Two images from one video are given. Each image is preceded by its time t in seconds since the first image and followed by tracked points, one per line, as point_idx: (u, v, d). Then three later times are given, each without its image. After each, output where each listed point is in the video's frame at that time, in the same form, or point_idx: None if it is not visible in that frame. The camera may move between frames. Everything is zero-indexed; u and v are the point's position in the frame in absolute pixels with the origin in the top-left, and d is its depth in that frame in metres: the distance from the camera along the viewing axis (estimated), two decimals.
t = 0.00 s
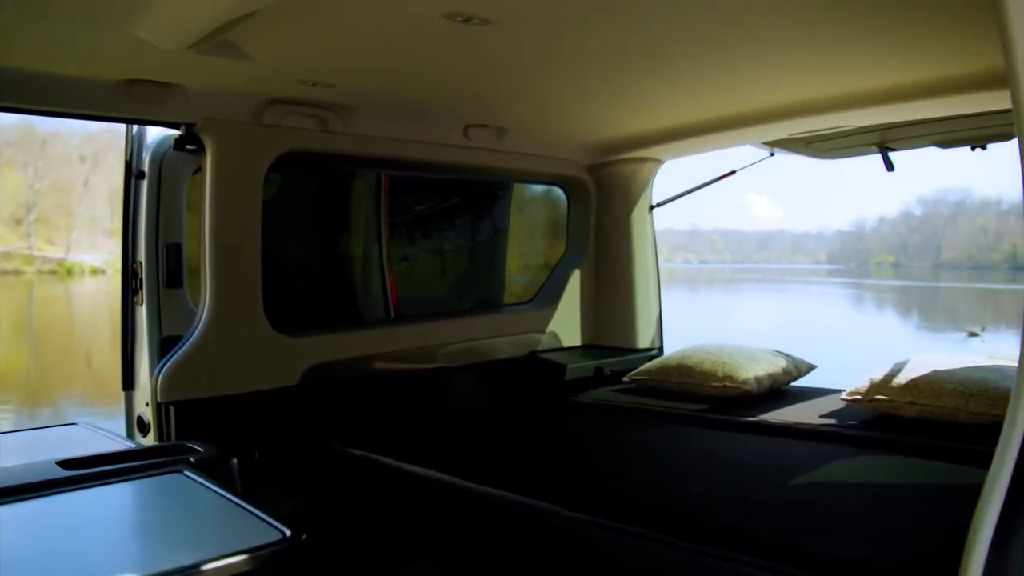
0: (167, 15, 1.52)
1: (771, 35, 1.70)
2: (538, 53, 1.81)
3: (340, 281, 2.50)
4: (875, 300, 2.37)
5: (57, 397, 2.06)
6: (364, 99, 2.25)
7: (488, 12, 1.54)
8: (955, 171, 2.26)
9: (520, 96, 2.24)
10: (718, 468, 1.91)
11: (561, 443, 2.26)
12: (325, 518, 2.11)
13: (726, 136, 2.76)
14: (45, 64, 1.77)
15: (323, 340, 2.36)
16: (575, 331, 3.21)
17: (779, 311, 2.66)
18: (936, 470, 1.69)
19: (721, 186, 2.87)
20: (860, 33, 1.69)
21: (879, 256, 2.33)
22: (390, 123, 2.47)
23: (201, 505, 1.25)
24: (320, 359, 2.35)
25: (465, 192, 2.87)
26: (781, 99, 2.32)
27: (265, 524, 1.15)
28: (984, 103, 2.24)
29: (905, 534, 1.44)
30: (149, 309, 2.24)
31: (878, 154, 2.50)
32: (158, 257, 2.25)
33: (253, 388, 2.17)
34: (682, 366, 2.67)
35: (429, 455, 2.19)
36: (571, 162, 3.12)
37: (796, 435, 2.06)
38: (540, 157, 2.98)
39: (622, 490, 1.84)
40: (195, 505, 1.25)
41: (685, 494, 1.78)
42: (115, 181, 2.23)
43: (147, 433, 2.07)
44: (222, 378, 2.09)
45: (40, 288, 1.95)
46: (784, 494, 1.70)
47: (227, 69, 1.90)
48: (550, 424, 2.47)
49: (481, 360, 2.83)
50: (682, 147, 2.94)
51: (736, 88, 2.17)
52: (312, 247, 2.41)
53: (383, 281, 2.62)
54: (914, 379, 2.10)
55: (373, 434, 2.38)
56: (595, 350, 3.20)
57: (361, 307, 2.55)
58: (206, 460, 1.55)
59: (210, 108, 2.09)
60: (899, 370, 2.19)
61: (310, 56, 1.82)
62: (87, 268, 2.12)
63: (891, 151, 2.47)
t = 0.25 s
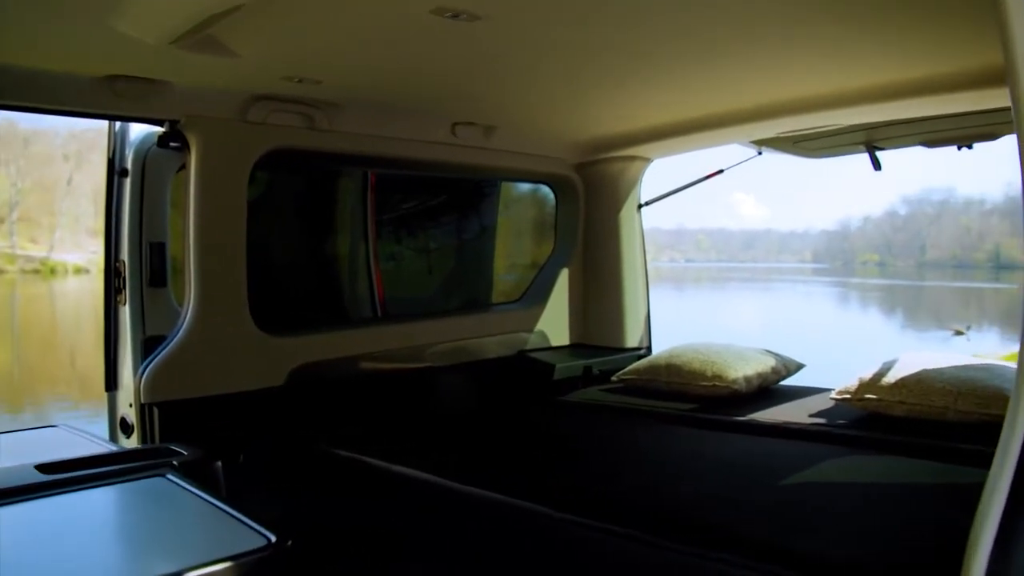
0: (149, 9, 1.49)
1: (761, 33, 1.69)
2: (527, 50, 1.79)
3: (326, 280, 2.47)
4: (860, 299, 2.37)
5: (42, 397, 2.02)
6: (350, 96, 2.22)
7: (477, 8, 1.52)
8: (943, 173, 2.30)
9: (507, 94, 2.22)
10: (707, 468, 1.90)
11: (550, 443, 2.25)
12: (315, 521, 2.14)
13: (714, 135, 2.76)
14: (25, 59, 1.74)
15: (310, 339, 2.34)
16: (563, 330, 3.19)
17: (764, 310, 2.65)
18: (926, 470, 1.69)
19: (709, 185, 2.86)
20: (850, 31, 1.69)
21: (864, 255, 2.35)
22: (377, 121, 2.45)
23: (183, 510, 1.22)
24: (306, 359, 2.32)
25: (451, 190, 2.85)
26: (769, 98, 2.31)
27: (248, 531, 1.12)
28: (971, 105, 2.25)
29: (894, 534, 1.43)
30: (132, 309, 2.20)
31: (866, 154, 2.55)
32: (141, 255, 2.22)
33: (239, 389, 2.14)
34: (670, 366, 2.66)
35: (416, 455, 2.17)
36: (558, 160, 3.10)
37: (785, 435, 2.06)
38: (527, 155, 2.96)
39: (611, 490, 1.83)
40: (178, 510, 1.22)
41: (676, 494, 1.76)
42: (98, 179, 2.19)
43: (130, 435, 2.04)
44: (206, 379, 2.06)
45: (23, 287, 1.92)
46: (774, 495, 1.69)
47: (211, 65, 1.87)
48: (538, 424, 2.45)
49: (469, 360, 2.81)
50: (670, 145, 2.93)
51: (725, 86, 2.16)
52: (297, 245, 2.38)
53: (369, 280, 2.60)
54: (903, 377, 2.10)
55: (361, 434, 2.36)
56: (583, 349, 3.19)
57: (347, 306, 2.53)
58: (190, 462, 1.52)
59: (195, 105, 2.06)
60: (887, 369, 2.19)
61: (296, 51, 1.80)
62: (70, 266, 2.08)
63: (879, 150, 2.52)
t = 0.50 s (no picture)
0: (132, 3, 1.46)
1: (753, 31, 1.68)
2: (517, 47, 1.78)
3: (312, 280, 2.45)
4: (846, 298, 2.37)
5: (23, 397, 2.01)
6: (337, 93, 2.20)
7: (466, 3, 1.50)
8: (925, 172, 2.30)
9: (496, 91, 2.20)
10: (696, 469, 1.90)
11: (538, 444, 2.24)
12: (294, 523, 2.06)
13: (701, 134, 2.75)
14: (5, 54, 1.70)
15: (297, 339, 2.31)
16: (552, 329, 3.19)
17: (750, 309, 2.65)
18: (920, 470, 1.68)
19: (697, 184, 2.85)
20: (841, 29, 1.68)
21: (849, 254, 2.35)
22: (364, 119, 2.42)
23: (167, 516, 1.20)
24: (292, 359, 2.29)
25: (439, 188, 2.83)
26: (758, 96, 2.31)
27: (232, 537, 1.09)
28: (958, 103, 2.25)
29: (887, 536, 1.43)
30: (115, 310, 2.17)
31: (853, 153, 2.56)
32: (124, 254, 2.18)
33: (225, 389, 2.11)
34: (659, 366, 2.65)
35: (404, 456, 2.15)
36: (546, 159, 3.09)
37: (774, 434, 2.06)
38: (515, 154, 2.95)
39: (599, 492, 1.82)
40: (162, 516, 1.20)
41: (666, 496, 1.76)
42: (79, 177, 2.15)
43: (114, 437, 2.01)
44: (190, 379, 2.03)
45: (6, 286, 1.92)
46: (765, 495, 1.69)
47: (196, 61, 1.84)
48: (527, 424, 2.44)
49: (457, 360, 2.80)
50: (658, 144, 2.93)
51: (714, 84, 2.16)
52: (282, 244, 2.35)
53: (356, 279, 2.58)
54: (892, 376, 2.10)
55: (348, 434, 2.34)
56: (571, 349, 3.18)
57: (334, 305, 2.50)
58: (174, 466, 1.50)
59: (179, 101, 2.03)
60: (876, 368, 2.19)
61: (282, 47, 1.77)
62: (54, 267, 2.07)
63: (866, 149, 2.52)
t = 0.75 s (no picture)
0: None
1: (743, 28, 1.68)
2: (506, 43, 1.76)
3: (298, 278, 2.42)
4: (832, 297, 2.38)
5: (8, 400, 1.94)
6: (324, 91, 2.17)
7: None
8: (911, 173, 2.31)
9: (484, 88, 2.19)
10: (686, 469, 1.89)
11: (527, 444, 2.23)
12: (281, 520, 2.01)
13: (690, 133, 2.74)
14: None
15: (283, 339, 2.29)
16: (540, 328, 3.18)
17: (736, 309, 2.64)
18: (913, 470, 1.68)
19: (686, 183, 2.85)
20: (831, 27, 1.68)
21: (835, 253, 2.36)
22: (352, 117, 2.39)
23: (150, 521, 1.17)
24: (277, 359, 2.27)
25: (426, 186, 2.81)
26: (747, 95, 2.31)
27: (217, 542, 1.07)
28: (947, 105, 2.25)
29: (879, 538, 1.42)
30: (99, 310, 2.14)
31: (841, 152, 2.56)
32: (107, 253, 2.14)
33: (210, 389, 2.09)
34: (648, 365, 2.64)
35: (392, 456, 2.13)
36: (534, 157, 3.08)
37: (763, 433, 2.06)
38: (504, 152, 2.93)
39: (589, 493, 1.81)
40: (148, 520, 1.18)
41: (656, 496, 1.75)
42: (61, 175, 2.11)
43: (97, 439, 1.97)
44: (175, 380, 2.00)
45: None
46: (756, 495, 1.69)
47: (180, 57, 1.81)
48: (516, 424, 2.43)
49: (445, 359, 2.78)
50: (647, 142, 2.92)
51: (704, 82, 2.15)
52: (268, 243, 2.32)
53: (343, 278, 2.55)
54: (881, 375, 2.10)
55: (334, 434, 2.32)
56: (560, 348, 3.17)
57: (321, 304, 2.48)
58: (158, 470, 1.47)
59: (163, 98, 2.00)
60: (866, 367, 2.19)
61: (267, 43, 1.75)
62: (37, 266, 2.05)
63: (854, 148, 2.54)
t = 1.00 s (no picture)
0: None
1: (733, 26, 1.67)
2: (494, 39, 1.74)
3: (282, 277, 2.39)
4: (815, 295, 2.38)
5: None
6: (309, 87, 2.14)
7: None
8: (894, 173, 2.33)
9: (471, 85, 2.17)
10: (674, 469, 1.88)
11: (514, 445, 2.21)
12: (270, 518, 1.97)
13: (677, 131, 2.74)
14: None
15: (268, 339, 2.25)
16: (527, 327, 3.17)
17: (719, 307, 2.64)
18: (903, 469, 1.69)
19: (673, 181, 2.85)
20: (821, 25, 1.67)
21: (818, 252, 2.38)
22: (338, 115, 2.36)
23: (132, 529, 1.14)
24: (261, 359, 2.23)
25: (412, 184, 2.79)
26: (735, 94, 2.30)
27: (200, 551, 1.05)
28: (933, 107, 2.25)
29: (870, 540, 1.42)
30: (79, 310, 2.10)
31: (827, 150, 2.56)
32: (86, 250, 2.11)
33: (193, 390, 2.05)
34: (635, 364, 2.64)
35: (379, 457, 2.11)
36: (521, 155, 3.06)
37: (751, 432, 2.06)
38: (491, 150, 2.91)
39: (578, 495, 1.80)
40: (132, 526, 1.15)
41: (645, 496, 1.74)
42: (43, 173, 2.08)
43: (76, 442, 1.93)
44: (157, 381, 1.97)
45: None
46: (746, 496, 1.68)
47: (162, 51, 1.77)
48: (503, 425, 2.41)
49: (432, 360, 2.76)
50: (634, 141, 2.91)
51: (692, 80, 2.14)
52: (251, 241, 2.29)
53: (328, 278, 2.53)
54: (869, 374, 2.10)
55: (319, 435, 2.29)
56: (546, 348, 3.15)
57: (305, 303, 2.45)
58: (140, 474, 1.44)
59: (144, 93, 1.96)
60: (854, 365, 2.19)
61: (251, 37, 1.71)
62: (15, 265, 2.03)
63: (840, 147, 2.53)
